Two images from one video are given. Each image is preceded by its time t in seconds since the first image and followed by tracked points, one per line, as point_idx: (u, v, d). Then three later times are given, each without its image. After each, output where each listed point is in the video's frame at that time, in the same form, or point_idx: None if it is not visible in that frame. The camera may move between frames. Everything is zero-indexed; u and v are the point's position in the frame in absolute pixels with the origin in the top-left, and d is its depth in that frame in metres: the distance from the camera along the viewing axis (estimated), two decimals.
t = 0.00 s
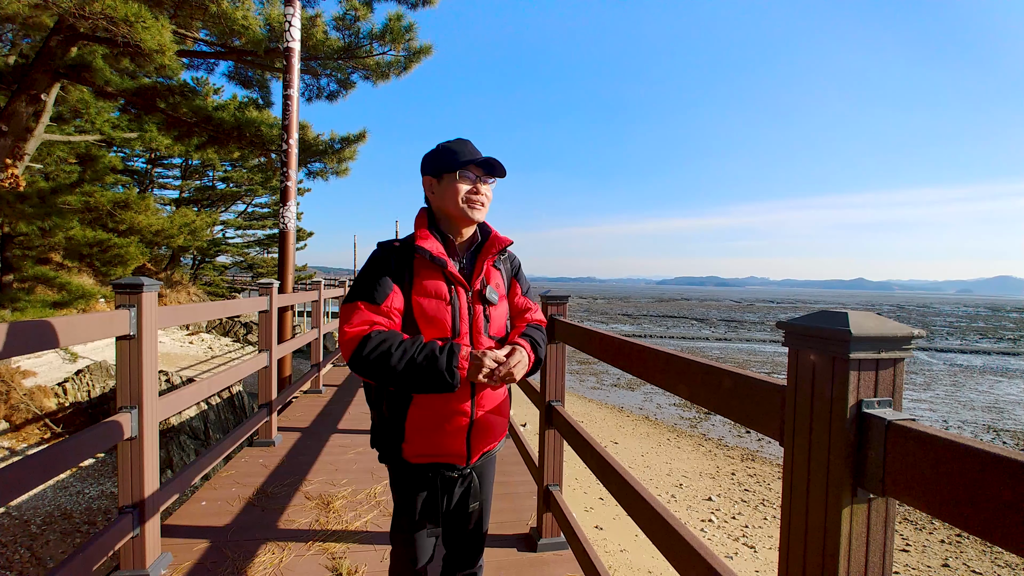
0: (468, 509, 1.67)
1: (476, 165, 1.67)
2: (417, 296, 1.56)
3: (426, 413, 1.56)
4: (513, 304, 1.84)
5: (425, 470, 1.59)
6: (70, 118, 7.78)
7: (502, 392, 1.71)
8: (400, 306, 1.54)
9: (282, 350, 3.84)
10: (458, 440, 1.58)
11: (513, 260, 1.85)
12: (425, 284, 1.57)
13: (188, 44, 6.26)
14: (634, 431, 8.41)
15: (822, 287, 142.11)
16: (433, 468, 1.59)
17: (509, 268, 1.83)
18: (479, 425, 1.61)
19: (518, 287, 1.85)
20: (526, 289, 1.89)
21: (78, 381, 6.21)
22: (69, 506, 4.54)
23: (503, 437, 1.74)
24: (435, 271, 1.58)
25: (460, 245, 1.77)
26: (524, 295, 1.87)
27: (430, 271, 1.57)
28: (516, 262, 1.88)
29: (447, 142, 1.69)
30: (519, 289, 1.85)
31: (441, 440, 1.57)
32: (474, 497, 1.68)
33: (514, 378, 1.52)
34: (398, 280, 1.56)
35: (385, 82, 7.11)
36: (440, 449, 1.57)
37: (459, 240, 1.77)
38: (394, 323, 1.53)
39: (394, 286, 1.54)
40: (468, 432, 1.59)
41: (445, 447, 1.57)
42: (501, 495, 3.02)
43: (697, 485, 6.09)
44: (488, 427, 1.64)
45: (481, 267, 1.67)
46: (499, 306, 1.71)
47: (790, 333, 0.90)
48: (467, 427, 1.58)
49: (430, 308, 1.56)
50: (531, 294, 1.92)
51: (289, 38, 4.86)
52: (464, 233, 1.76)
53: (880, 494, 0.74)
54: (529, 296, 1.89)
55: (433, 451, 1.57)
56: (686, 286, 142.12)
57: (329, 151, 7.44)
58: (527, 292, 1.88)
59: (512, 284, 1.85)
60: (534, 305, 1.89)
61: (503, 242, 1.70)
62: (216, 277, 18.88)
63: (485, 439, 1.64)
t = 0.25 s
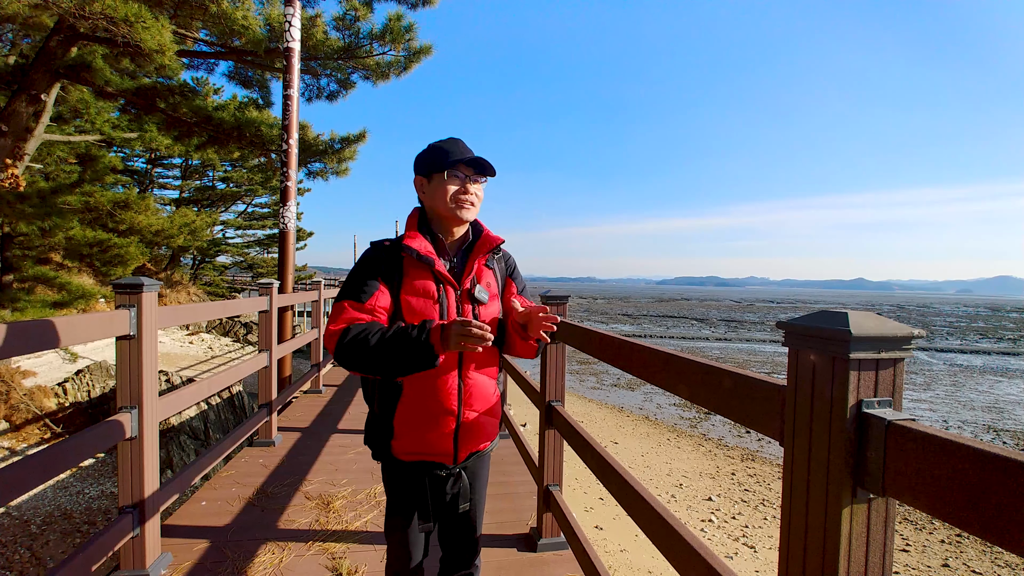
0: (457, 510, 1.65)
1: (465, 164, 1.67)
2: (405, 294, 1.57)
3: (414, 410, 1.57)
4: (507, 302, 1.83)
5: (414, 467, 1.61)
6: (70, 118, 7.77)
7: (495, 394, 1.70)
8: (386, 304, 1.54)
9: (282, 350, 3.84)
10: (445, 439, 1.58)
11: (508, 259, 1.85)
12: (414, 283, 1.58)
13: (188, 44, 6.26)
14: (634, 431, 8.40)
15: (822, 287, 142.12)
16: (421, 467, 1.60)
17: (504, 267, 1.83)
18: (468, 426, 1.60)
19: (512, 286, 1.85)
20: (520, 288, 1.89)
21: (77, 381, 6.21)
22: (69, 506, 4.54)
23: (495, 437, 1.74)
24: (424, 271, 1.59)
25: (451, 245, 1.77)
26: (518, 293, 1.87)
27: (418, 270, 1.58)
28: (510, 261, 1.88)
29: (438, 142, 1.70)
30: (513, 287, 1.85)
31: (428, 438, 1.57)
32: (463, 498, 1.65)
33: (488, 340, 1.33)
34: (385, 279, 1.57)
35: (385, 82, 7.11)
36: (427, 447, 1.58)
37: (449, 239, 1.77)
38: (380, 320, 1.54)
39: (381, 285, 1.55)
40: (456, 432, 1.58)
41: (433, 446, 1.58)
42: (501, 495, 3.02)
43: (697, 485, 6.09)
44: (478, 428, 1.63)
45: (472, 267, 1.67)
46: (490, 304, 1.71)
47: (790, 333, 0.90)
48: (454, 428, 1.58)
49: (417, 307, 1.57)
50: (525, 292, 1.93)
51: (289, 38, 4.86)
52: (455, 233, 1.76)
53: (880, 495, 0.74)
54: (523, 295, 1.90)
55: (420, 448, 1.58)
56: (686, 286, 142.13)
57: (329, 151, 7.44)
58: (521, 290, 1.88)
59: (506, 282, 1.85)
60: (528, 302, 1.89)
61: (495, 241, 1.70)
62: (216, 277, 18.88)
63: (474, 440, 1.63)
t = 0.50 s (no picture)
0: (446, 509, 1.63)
1: (443, 163, 1.67)
2: (391, 294, 1.59)
3: (401, 408, 1.58)
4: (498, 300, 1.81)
5: (403, 465, 1.62)
6: (70, 118, 7.76)
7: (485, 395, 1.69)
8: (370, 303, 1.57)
9: (282, 351, 3.84)
10: (431, 438, 1.57)
11: (498, 257, 1.84)
12: (398, 282, 1.59)
13: (188, 44, 6.26)
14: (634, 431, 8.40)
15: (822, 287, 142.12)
16: (410, 464, 1.61)
17: (494, 266, 1.82)
18: (456, 425, 1.60)
19: (502, 284, 1.83)
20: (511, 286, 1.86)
21: (78, 381, 6.21)
22: (69, 506, 4.54)
23: (485, 438, 1.72)
24: (409, 270, 1.60)
25: (439, 245, 1.78)
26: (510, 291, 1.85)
27: (402, 270, 1.59)
28: (502, 259, 1.86)
29: (422, 144, 1.72)
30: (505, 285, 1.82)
31: (415, 436, 1.57)
32: (450, 496, 1.63)
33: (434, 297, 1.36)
34: (371, 279, 1.60)
35: (385, 82, 7.11)
36: (413, 445, 1.58)
37: (435, 239, 1.77)
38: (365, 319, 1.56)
39: (366, 286, 1.59)
40: (443, 430, 1.58)
41: (419, 444, 1.58)
42: (501, 495, 3.02)
43: (697, 485, 6.09)
44: (466, 428, 1.62)
45: (458, 266, 1.66)
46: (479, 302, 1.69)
47: (791, 333, 0.90)
48: (441, 426, 1.57)
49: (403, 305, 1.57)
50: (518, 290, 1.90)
51: (289, 38, 4.86)
52: (441, 233, 1.76)
53: (880, 494, 0.74)
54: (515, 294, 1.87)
55: (407, 446, 1.58)
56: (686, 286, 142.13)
57: (329, 151, 7.44)
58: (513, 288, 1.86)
59: (497, 281, 1.82)
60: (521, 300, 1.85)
61: (481, 239, 1.70)
62: (216, 277, 18.89)
63: (462, 439, 1.62)
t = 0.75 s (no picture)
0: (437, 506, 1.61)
1: (431, 165, 1.68)
2: (382, 299, 1.58)
3: (393, 409, 1.58)
4: (490, 303, 1.80)
5: (396, 465, 1.62)
6: (70, 118, 7.76)
7: (477, 396, 1.69)
8: (361, 308, 1.58)
9: (282, 351, 3.84)
10: (423, 439, 1.58)
11: (491, 259, 1.82)
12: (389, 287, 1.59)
13: (188, 44, 6.26)
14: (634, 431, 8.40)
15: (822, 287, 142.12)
16: (402, 464, 1.61)
17: (487, 268, 1.80)
18: (447, 426, 1.60)
19: (495, 288, 1.82)
20: (505, 289, 1.84)
21: (78, 381, 6.21)
22: (69, 506, 4.54)
23: (477, 438, 1.72)
24: (400, 275, 1.59)
25: (430, 248, 1.78)
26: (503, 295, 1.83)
27: (393, 274, 1.59)
28: (494, 261, 1.84)
29: (412, 147, 1.74)
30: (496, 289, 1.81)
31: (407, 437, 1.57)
32: (441, 494, 1.61)
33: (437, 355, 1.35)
34: (362, 284, 1.60)
35: (385, 82, 7.11)
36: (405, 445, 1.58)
37: (426, 243, 1.77)
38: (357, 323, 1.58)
39: (358, 291, 1.59)
40: (435, 431, 1.59)
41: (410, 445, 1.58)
42: (501, 495, 3.02)
43: (696, 485, 6.09)
44: (458, 428, 1.63)
45: (448, 269, 1.66)
46: (470, 306, 1.69)
47: (790, 333, 0.90)
48: (431, 427, 1.58)
49: (395, 310, 1.58)
50: (512, 292, 1.87)
51: (289, 38, 4.86)
52: (432, 236, 1.75)
53: (879, 495, 0.74)
54: (509, 296, 1.84)
55: (399, 447, 1.58)
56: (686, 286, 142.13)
57: (329, 151, 7.44)
58: (506, 291, 1.84)
59: (489, 284, 1.81)
60: (515, 303, 1.83)
61: (472, 241, 1.69)
62: (216, 277, 18.90)
63: (454, 440, 1.63)
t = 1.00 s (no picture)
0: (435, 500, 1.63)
1: (425, 169, 1.68)
2: (380, 303, 1.58)
3: (389, 411, 1.58)
4: (484, 305, 1.81)
5: (391, 465, 1.62)
6: (70, 118, 7.76)
7: (471, 396, 1.70)
8: (360, 315, 1.57)
9: (282, 351, 3.84)
10: (420, 439, 1.58)
11: (485, 261, 1.83)
12: (388, 292, 1.58)
13: (188, 44, 6.26)
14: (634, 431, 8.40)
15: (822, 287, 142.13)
16: (399, 464, 1.61)
17: (481, 270, 1.81)
18: (444, 426, 1.61)
19: (490, 289, 1.83)
20: (500, 290, 1.85)
21: (78, 381, 6.21)
22: (69, 506, 4.54)
23: (472, 437, 1.72)
24: (398, 280, 1.59)
25: (426, 252, 1.78)
26: (498, 296, 1.84)
27: (391, 279, 1.59)
28: (488, 263, 1.85)
29: (403, 152, 1.74)
30: (491, 291, 1.82)
31: (403, 437, 1.57)
32: (438, 487, 1.63)
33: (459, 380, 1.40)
34: (360, 290, 1.58)
35: (385, 82, 7.12)
36: (402, 446, 1.58)
37: (421, 247, 1.77)
38: (356, 330, 1.56)
39: (356, 296, 1.57)
40: (432, 431, 1.59)
41: (407, 445, 1.58)
42: (501, 495, 3.02)
43: (696, 485, 6.09)
44: (454, 428, 1.63)
45: (445, 273, 1.67)
46: (465, 309, 1.70)
47: (790, 333, 0.90)
48: (429, 428, 1.58)
49: (394, 316, 1.58)
50: (506, 293, 1.88)
51: (289, 38, 4.86)
52: (427, 240, 1.76)
53: (879, 494, 0.74)
54: (503, 297, 1.86)
55: (395, 447, 1.58)
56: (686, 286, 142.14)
57: (329, 151, 7.44)
58: (500, 293, 1.85)
59: (483, 286, 1.82)
60: (509, 304, 1.85)
61: (467, 245, 1.70)
62: (216, 277, 18.90)
63: (450, 439, 1.63)
